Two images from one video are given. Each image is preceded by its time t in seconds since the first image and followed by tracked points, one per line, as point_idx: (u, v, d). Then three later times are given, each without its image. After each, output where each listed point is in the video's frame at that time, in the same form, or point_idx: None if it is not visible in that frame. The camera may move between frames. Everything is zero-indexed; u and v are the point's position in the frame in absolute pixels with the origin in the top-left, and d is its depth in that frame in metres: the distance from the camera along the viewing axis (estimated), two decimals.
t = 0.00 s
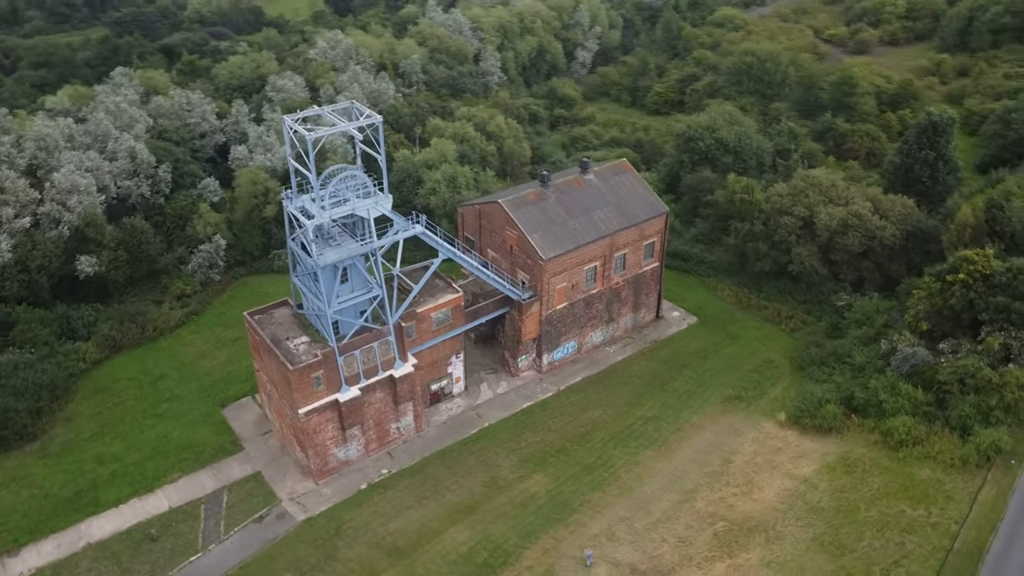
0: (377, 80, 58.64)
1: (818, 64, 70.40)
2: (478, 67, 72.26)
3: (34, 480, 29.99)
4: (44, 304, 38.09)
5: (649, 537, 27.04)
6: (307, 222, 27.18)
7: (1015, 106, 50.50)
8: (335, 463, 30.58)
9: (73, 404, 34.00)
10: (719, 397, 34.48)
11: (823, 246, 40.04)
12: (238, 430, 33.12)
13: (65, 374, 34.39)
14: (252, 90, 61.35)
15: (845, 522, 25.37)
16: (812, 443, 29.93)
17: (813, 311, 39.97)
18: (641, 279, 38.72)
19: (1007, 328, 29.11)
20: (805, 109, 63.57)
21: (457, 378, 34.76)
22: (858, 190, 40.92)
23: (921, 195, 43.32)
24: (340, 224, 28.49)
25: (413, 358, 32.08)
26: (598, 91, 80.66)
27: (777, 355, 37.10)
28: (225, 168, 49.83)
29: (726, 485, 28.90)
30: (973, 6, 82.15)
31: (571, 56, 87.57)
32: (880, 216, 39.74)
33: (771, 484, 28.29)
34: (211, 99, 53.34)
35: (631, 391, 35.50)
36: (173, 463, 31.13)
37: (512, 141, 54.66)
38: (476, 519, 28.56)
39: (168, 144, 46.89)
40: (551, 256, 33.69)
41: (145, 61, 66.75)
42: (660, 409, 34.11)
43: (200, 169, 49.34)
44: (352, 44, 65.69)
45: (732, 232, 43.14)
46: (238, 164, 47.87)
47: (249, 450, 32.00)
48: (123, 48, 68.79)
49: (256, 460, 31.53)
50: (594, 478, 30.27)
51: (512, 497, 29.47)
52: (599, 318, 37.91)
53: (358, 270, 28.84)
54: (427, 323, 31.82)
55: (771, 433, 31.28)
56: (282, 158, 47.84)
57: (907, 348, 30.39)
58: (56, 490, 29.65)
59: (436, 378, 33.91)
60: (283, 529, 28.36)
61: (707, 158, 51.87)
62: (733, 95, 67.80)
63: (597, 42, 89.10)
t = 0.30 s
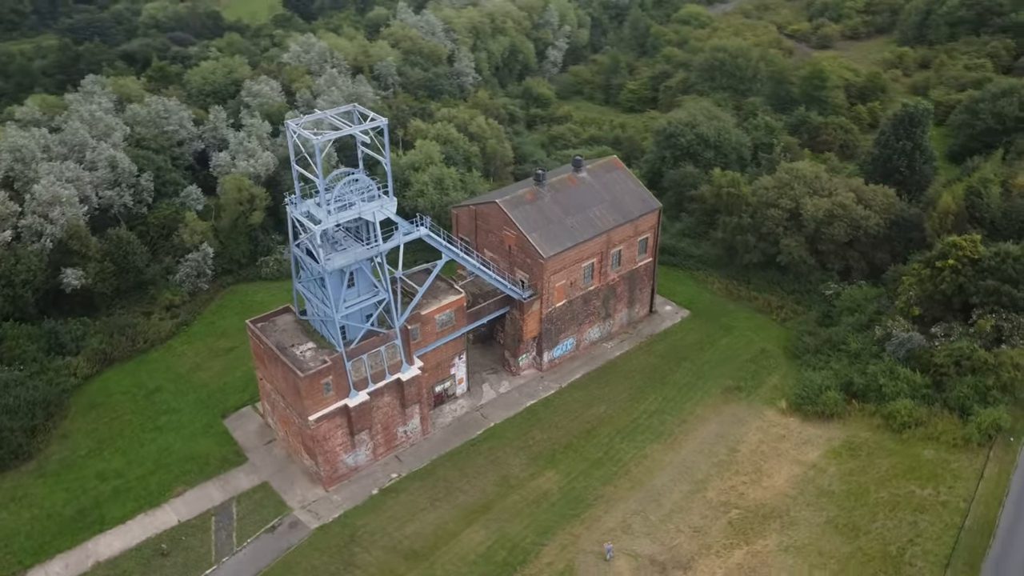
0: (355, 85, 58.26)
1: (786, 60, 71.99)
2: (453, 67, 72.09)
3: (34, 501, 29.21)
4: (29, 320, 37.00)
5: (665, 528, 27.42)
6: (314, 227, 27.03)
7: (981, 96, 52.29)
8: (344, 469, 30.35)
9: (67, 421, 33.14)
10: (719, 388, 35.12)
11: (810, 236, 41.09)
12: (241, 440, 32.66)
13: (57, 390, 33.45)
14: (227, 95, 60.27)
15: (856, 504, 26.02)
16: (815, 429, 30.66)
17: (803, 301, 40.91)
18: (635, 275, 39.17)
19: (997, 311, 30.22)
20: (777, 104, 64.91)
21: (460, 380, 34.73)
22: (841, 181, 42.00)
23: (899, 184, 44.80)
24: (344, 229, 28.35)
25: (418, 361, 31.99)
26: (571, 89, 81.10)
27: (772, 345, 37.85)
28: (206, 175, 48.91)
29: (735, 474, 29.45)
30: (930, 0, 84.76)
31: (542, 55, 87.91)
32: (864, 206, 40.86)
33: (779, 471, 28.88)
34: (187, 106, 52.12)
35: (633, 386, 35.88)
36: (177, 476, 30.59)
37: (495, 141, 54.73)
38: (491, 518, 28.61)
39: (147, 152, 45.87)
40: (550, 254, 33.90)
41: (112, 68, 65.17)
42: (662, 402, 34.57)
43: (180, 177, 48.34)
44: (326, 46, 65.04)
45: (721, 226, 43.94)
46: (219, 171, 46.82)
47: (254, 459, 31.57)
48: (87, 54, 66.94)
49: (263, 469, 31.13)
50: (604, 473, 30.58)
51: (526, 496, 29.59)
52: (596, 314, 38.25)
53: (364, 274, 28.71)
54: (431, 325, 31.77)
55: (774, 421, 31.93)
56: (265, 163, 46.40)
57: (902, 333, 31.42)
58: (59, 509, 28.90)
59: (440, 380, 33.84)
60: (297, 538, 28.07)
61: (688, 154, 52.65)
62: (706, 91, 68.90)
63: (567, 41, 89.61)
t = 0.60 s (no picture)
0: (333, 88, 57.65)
1: (755, 57, 73.42)
2: (427, 69, 71.83)
3: (36, 521, 28.42)
4: (15, 335, 35.89)
5: (679, 518, 27.80)
6: (321, 231, 26.73)
7: (948, 88, 54.00)
8: (354, 474, 30.14)
9: (63, 438, 32.26)
10: (719, 379, 35.72)
11: (796, 228, 42.09)
12: (245, 449, 32.23)
13: (51, 406, 32.53)
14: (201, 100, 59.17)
15: (866, 486, 26.71)
16: (817, 415, 31.41)
17: (792, 291, 41.83)
18: (629, 270, 39.60)
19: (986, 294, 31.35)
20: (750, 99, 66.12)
21: (463, 380, 34.71)
22: (824, 172, 43.08)
23: (878, 174, 45.96)
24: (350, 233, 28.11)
25: (423, 362, 31.90)
26: (544, 88, 81.44)
27: (765, 335, 38.60)
28: (187, 182, 47.96)
29: (743, 463, 30.00)
30: None
31: (513, 55, 88.13)
32: (847, 196, 41.96)
33: (786, 458, 29.49)
34: (164, 113, 51.01)
35: (633, 380, 36.26)
36: (183, 489, 30.05)
37: (477, 142, 54.75)
38: (506, 517, 28.68)
39: (127, 160, 44.81)
40: (550, 252, 34.13)
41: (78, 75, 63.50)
42: (664, 395, 35.03)
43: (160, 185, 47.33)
44: (300, 49, 64.20)
45: (708, 220, 44.68)
46: (200, 178, 45.80)
47: (260, 469, 31.16)
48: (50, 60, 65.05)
49: (270, 478, 30.76)
50: (613, 467, 30.88)
51: (538, 493, 29.73)
52: (593, 310, 38.59)
53: (371, 278, 28.53)
54: (436, 326, 31.71)
55: (776, 409, 32.58)
56: (248, 169, 45.65)
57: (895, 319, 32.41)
58: (63, 528, 28.17)
59: (444, 381, 33.79)
60: (311, 545, 27.81)
61: (670, 150, 53.34)
62: (680, 89, 69.87)
63: (537, 41, 89.92)
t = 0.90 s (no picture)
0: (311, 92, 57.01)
1: (725, 54, 74.73)
2: (402, 71, 71.52)
3: (41, 541, 27.70)
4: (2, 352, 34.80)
5: (693, 508, 28.22)
6: (330, 235, 26.46)
7: (917, 80, 55.66)
8: (365, 479, 29.97)
9: (60, 455, 31.43)
10: (717, 370, 36.32)
11: (783, 220, 43.04)
12: (251, 458, 31.80)
13: (46, 423, 31.63)
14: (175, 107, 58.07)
15: (873, 469, 27.45)
16: (818, 401, 32.17)
17: (780, 282, 42.75)
18: (623, 266, 40.03)
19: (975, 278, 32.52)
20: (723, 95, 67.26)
21: (466, 381, 34.72)
22: (807, 165, 44.15)
23: (857, 165, 47.15)
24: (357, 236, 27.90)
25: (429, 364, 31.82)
26: (518, 88, 81.70)
27: (759, 326, 39.36)
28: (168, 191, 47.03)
29: (750, 451, 30.56)
30: None
31: (484, 56, 88.21)
32: (831, 188, 43.07)
33: (792, 445, 30.14)
34: (140, 120, 49.92)
35: (634, 375, 36.66)
36: (191, 501, 29.56)
37: (460, 143, 54.76)
38: (522, 515, 28.79)
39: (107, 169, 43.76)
40: (550, 250, 34.33)
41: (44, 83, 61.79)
42: (665, 387, 35.54)
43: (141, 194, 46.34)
44: (274, 52, 63.20)
45: (696, 215, 45.38)
46: (183, 185, 44.90)
47: (268, 478, 30.78)
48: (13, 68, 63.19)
49: (279, 486, 30.42)
50: (623, 461, 31.22)
51: (551, 489, 29.92)
52: (590, 307, 38.93)
53: (378, 281, 28.38)
54: (441, 328, 31.64)
55: (776, 398, 33.27)
56: (233, 175, 44.90)
57: (889, 306, 33.45)
58: (70, 548, 27.50)
59: (448, 383, 33.75)
60: (328, 552, 27.60)
61: (652, 147, 54.03)
62: (654, 87, 70.75)
63: (507, 41, 90.12)
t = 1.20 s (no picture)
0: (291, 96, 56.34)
1: (697, 52, 75.88)
2: (378, 73, 71.09)
3: (49, 562, 27.11)
4: None
5: (706, 499, 28.69)
6: (341, 240, 26.27)
7: (888, 74, 57.23)
8: (378, 484, 29.86)
9: (61, 473, 30.73)
10: (716, 362, 36.96)
11: (770, 213, 44.00)
12: (258, 467, 31.44)
13: (45, 441, 30.84)
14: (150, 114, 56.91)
15: (879, 453, 28.24)
16: (818, 389, 32.98)
17: (769, 273, 43.66)
18: (618, 262, 40.46)
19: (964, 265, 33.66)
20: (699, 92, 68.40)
21: (470, 382, 34.76)
22: (791, 160, 45.17)
23: (837, 158, 48.37)
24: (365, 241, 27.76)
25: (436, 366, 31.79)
26: (492, 88, 81.85)
27: (752, 318, 40.11)
28: (151, 199, 46.10)
29: (756, 440, 31.19)
30: None
31: (457, 57, 88.09)
32: (815, 181, 44.16)
33: (797, 433, 30.82)
34: (118, 128, 48.81)
35: (634, 370, 37.09)
36: (202, 513, 29.15)
37: (445, 145, 54.73)
38: (538, 513, 28.98)
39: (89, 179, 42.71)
40: (551, 249, 34.56)
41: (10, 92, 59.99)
42: (667, 381, 36.05)
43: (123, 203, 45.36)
44: (249, 56, 62.28)
45: (685, 210, 46.08)
46: (167, 194, 44.03)
47: (278, 487, 30.47)
48: None
49: (290, 494, 30.12)
50: (633, 455, 31.58)
51: (565, 486, 30.17)
52: (588, 304, 39.28)
53: (387, 285, 28.28)
54: (447, 330, 31.62)
55: (777, 387, 33.98)
56: (219, 183, 44.21)
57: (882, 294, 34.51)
58: (80, 567, 26.95)
59: (454, 384, 33.75)
60: (346, 559, 27.45)
61: (635, 145, 54.93)
62: (630, 85, 71.52)
63: (480, 42, 90.16)
